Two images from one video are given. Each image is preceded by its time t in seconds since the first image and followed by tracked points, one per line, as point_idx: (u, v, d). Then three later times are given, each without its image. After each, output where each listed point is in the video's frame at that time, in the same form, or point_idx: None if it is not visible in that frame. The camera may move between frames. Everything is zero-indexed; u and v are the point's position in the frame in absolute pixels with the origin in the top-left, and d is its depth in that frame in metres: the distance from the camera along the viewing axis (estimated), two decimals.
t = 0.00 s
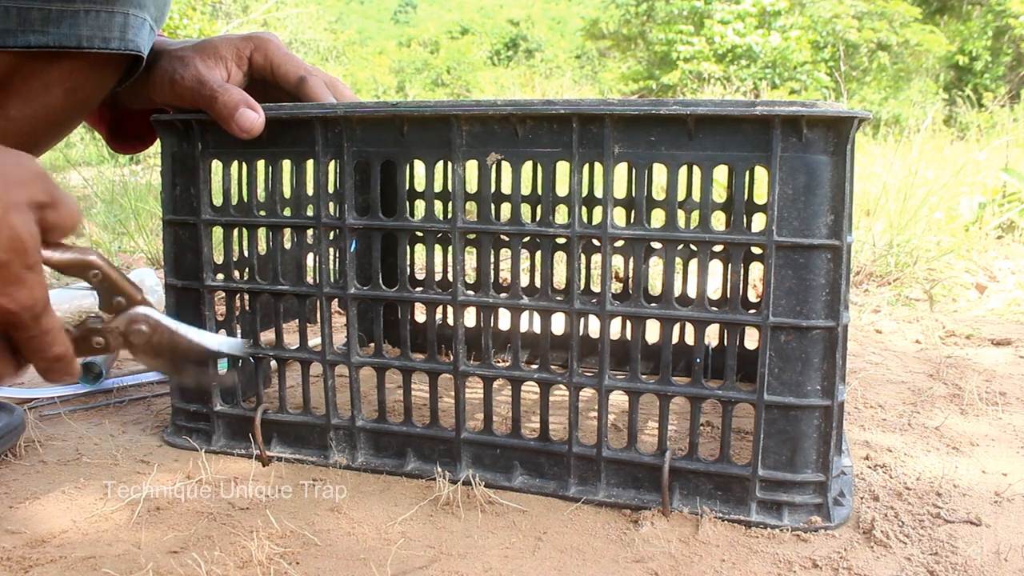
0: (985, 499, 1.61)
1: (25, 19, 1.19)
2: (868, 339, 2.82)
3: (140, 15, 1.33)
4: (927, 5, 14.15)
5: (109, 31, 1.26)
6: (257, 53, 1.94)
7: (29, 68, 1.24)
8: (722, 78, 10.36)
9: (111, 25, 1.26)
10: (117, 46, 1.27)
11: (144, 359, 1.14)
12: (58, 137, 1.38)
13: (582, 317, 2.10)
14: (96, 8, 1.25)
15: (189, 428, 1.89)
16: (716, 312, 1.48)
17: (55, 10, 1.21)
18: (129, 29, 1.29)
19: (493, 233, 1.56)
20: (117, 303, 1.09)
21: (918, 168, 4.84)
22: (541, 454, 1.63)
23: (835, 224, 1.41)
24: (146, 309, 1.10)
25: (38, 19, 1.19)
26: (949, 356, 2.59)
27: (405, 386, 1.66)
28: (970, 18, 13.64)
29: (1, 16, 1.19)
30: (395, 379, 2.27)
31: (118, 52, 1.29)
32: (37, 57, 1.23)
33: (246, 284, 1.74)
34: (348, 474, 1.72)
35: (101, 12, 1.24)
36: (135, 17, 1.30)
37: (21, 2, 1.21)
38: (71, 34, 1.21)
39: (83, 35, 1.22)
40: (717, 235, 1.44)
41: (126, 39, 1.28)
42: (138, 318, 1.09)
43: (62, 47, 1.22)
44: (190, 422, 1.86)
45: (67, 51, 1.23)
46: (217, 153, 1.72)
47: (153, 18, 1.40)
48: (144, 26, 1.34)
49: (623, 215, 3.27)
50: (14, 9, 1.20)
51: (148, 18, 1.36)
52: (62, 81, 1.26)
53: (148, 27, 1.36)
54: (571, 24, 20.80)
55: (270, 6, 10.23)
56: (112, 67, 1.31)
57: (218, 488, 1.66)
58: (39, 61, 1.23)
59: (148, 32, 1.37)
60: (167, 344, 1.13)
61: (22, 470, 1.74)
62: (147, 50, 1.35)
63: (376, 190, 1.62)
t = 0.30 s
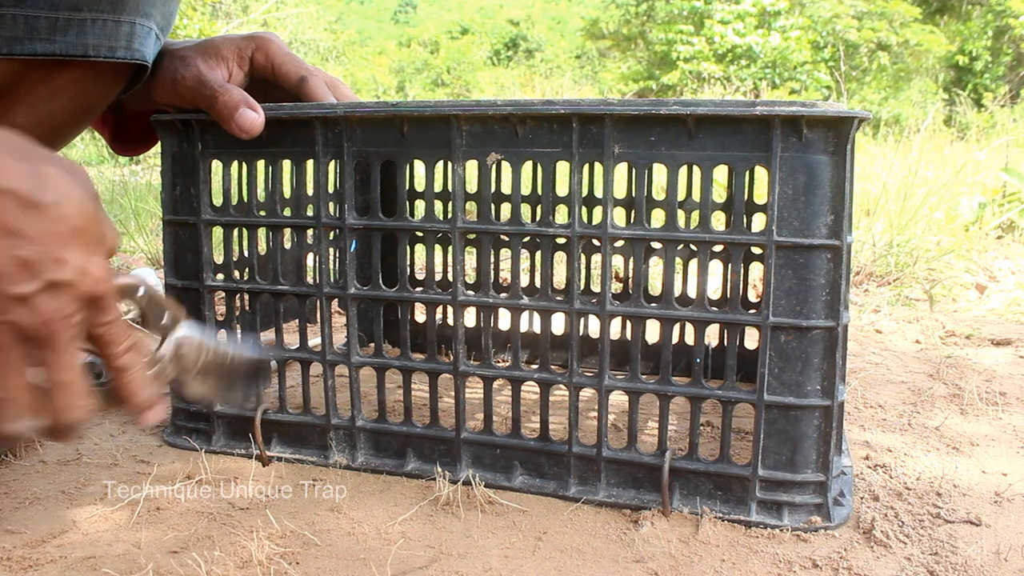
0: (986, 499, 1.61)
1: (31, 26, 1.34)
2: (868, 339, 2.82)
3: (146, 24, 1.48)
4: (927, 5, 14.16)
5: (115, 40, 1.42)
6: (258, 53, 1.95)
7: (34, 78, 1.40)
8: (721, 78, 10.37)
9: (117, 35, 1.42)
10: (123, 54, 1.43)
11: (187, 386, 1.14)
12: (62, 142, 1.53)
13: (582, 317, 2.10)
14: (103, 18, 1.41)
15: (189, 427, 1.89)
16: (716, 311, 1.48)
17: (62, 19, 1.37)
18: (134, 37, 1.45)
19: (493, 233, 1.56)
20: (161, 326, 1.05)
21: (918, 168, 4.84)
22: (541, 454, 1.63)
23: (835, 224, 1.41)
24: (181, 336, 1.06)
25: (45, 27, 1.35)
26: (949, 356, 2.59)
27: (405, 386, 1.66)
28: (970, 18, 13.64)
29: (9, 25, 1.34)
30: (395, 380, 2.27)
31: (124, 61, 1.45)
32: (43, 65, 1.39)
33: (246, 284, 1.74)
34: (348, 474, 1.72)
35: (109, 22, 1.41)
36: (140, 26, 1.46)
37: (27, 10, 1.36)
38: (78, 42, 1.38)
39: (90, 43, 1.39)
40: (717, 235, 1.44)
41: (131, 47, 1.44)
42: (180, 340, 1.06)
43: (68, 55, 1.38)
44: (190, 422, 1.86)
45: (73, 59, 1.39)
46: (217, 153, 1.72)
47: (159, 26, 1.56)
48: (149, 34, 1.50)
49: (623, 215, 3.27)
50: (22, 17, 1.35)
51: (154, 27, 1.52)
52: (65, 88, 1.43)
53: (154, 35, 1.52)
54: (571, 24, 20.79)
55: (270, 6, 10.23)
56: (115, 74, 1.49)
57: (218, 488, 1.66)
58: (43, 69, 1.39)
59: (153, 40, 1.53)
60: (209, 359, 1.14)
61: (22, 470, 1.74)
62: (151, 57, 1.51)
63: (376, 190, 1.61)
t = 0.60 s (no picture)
0: (985, 499, 1.61)
1: (45, 31, 1.68)
2: (868, 339, 2.82)
3: (147, 29, 1.78)
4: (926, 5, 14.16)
5: (115, 44, 1.72)
6: (258, 52, 1.97)
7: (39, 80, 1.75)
8: (721, 78, 10.37)
9: (118, 39, 1.72)
10: (123, 57, 1.73)
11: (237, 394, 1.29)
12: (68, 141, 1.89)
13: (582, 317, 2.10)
14: (104, 22, 1.71)
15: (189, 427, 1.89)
16: (716, 311, 1.48)
17: (70, 24, 1.69)
18: (135, 42, 1.74)
19: (494, 233, 1.56)
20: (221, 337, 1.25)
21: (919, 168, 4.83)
22: (541, 454, 1.62)
23: (835, 224, 1.41)
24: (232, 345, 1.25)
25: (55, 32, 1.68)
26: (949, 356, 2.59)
27: (405, 386, 1.66)
28: (969, 18, 13.64)
29: (17, 30, 1.68)
30: (395, 380, 2.27)
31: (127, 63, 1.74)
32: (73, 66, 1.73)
33: (246, 284, 1.74)
34: (348, 474, 1.72)
35: (109, 25, 1.71)
36: (139, 30, 1.75)
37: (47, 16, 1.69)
38: (83, 45, 1.69)
39: (93, 46, 1.70)
40: (717, 235, 1.44)
41: (131, 50, 1.74)
42: (233, 351, 1.24)
43: (69, 56, 1.69)
44: (190, 422, 1.86)
45: (72, 61, 1.70)
46: (217, 153, 1.72)
47: (161, 27, 1.85)
48: (150, 36, 1.79)
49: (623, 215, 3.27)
50: (26, 22, 1.68)
51: (156, 29, 1.81)
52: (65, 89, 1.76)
53: (154, 37, 1.81)
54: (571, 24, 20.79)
55: (269, 7, 10.22)
56: (116, 79, 1.80)
57: (218, 488, 1.66)
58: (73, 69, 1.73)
59: (155, 42, 1.82)
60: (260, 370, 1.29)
61: (22, 470, 1.74)
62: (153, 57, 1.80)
63: (376, 190, 1.61)
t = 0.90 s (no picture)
0: (985, 499, 1.61)
1: (37, 33, 1.66)
2: (868, 339, 2.82)
3: (150, 32, 1.80)
4: (927, 5, 14.17)
5: (120, 48, 1.73)
6: (258, 52, 1.97)
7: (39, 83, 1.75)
8: (721, 78, 10.38)
9: (122, 43, 1.74)
10: (128, 60, 1.75)
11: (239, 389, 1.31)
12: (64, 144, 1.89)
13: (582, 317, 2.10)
14: (108, 26, 1.71)
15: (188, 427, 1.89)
16: (716, 311, 1.48)
17: (66, 26, 1.67)
18: (139, 45, 1.77)
19: (493, 233, 1.56)
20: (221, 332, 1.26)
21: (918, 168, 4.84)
22: (541, 454, 1.62)
23: (835, 224, 1.41)
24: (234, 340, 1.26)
25: (48, 34, 1.66)
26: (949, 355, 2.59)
27: (405, 386, 1.66)
28: (969, 18, 13.65)
29: (18, 33, 1.66)
30: (395, 380, 2.27)
31: (130, 67, 1.76)
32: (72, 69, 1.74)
33: (246, 284, 1.74)
34: (348, 474, 1.72)
35: (112, 28, 1.72)
36: (143, 33, 1.77)
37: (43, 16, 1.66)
38: (82, 49, 1.69)
39: (94, 50, 1.71)
40: (717, 235, 1.44)
41: (135, 54, 1.76)
42: (235, 347, 1.25)
43: (73, 60, 1.69)
44: (190, 422, 1.86)
45: (76, 64, 1.70)
46: (217, 153, 1.72)
47: (162, 31, 1.87)
48: (152, 40, 1.81)
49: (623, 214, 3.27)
50: (28, 24, 1.66)
51: (158, 33, 1.84)
52: (67, 91, 1.76)
53: (156, 40, 1.83)
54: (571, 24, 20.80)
55: (269, 7, 10.22)
56: (118, 83, 1.82)
57: (218, 488, 1.66)
58: (73, 72, 1.74)
59: (157, 46, 1.84)
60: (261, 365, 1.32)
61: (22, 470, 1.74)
62: (156, 61, 1.83)
63: (376, 190, 1.61)
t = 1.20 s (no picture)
0: (985, 499, 1.61)
1: (37, 33, 1.67)
2: (868, 339, 2.82)
3: (150, 32, 1.80)
4: (927, 5, 14.18)
5: (119, 48, 1.73)
6: (258, 52, 1.97)
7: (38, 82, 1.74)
8: (721, 78, 10.39)
9: (122, 43, 1.73)
10: (127, 60, 1.74)
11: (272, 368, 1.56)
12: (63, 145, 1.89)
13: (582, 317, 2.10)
14: (108, 25, 1.71)
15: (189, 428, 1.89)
16: (716, 311, 1.48)
17: (66, 26, 1.68)
18: (139, 45, 1.76)
19: (493, 233, 1.56)
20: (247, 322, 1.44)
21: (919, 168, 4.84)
22: (541, 454, 1.62)
23: (835, 224, 1.41)
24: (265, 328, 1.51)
25: (48, 34, 1.67)
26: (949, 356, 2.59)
27: (405, 386, 1.66)
28: (970, 18, 13.65)
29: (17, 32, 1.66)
30: (395, 380, 2.27)
31: (129, 67, 1.76)
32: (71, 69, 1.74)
33: (246, 284, 1.74)
34: (348, 474, 1.72)
35: (112, 28, 1.72)
36: (143, 33, 1.77)
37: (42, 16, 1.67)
38: (82, 48, 1.70)
39: (93, 50, 1.70)
40: (717, 235, 1.44)
41: (135, 54, 1.76)
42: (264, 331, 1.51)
43: (72, 59, 1.69)
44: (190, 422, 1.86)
45: (76, 63, 1.70)
46: (217, 153, 1.72)
47: (162, 32, 1.87)
48: (152, 40, 1.82)
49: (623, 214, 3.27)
50: (28, 23, 1.67)
51: (158, 33, 1.84)
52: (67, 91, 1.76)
53: (156, 40, 1.83)
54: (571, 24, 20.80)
55: (269, 7, 10.22)
56: (118, 82, 1.82)
57: (218, 488, 1.66)
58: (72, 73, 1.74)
59: (158, 46, 1.85)
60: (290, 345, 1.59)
61: (22, 470, 1.75)
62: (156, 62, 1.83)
63: (376, 190, 1.61)
